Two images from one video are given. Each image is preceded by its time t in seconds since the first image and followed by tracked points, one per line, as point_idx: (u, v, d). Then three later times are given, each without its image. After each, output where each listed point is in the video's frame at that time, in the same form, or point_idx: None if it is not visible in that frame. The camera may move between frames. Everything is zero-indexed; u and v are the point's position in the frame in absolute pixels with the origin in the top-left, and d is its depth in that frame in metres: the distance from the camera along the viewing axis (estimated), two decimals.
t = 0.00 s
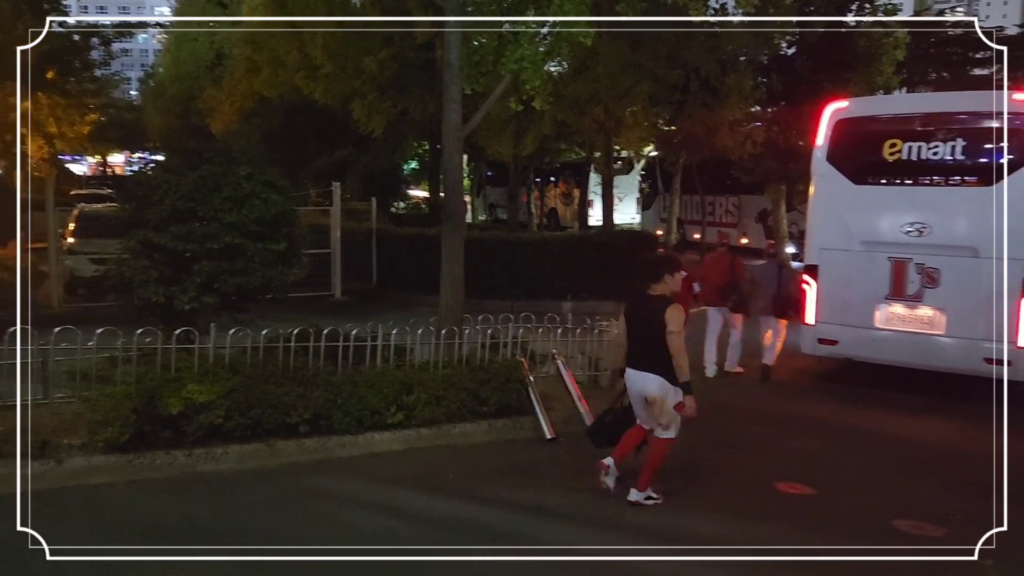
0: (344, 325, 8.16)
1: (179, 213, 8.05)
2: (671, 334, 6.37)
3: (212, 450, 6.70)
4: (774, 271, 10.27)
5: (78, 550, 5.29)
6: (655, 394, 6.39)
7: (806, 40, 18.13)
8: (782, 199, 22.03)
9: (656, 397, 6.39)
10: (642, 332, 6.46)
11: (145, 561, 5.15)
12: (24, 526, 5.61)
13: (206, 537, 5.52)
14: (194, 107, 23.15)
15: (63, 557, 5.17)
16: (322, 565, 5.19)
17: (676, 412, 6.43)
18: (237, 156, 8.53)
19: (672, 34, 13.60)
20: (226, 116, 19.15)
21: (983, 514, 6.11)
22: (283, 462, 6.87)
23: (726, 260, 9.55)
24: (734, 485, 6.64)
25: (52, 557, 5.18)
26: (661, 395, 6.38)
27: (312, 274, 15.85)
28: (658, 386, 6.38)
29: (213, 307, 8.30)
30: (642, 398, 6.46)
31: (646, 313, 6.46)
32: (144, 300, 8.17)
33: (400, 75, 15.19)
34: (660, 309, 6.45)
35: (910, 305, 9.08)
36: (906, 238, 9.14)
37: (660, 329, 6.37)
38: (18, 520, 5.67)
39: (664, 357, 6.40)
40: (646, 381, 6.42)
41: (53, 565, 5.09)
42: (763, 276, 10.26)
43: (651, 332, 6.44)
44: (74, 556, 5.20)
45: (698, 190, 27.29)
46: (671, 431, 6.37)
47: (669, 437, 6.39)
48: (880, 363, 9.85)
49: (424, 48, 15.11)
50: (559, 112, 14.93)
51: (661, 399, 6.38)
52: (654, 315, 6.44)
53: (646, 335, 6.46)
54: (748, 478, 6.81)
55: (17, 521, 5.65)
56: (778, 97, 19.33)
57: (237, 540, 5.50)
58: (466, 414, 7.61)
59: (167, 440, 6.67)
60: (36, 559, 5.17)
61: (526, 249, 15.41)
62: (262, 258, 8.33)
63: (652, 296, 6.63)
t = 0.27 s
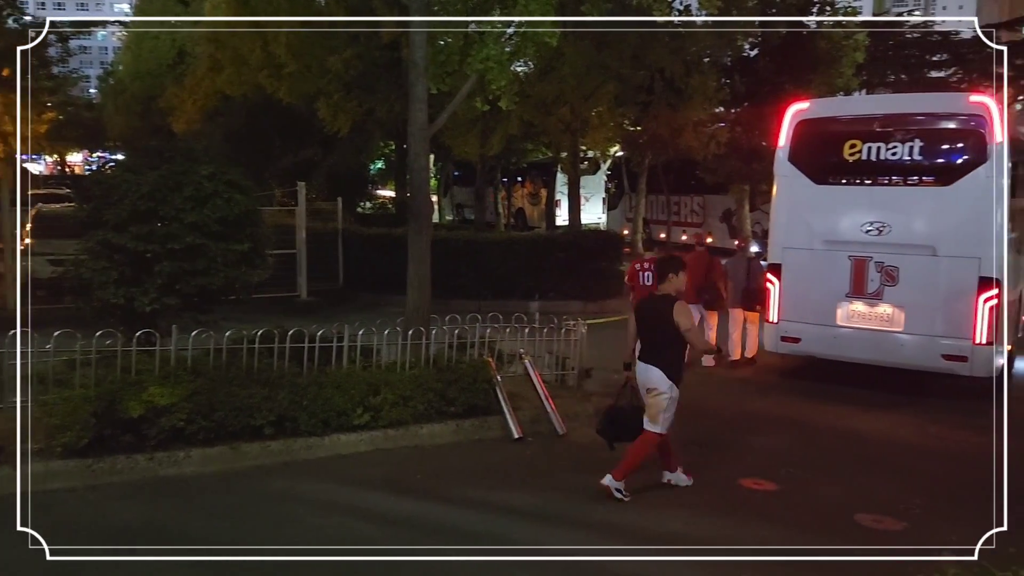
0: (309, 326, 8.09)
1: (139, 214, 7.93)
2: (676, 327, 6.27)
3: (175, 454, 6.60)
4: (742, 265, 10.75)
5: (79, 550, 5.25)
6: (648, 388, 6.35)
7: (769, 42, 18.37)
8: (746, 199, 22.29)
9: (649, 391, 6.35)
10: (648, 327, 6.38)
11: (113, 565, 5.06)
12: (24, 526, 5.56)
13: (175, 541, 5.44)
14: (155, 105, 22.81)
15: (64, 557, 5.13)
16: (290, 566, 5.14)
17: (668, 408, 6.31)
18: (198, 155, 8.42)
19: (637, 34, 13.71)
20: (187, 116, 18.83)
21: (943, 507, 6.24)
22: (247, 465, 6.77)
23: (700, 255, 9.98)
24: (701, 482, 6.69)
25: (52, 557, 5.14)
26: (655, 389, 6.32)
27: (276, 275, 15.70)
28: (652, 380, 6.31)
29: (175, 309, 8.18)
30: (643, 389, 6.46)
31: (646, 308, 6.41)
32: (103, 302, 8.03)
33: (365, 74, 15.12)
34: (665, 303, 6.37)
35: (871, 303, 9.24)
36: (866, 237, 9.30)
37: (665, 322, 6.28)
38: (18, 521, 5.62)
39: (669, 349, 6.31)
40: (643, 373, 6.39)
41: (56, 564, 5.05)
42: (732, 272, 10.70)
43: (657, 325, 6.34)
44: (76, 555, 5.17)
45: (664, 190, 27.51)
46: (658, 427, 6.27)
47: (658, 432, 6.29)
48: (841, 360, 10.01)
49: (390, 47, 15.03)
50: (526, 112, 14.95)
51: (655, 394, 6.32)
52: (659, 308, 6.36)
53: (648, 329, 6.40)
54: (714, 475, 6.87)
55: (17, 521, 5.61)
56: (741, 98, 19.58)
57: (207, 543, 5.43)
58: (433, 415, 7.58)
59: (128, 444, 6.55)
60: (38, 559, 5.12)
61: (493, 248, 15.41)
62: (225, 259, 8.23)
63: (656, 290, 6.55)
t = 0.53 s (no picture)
0: (281, 327, 8.03)
1: (107, 214, 7.82)
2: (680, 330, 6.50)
3: (145, 457, 6.51)
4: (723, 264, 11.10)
5: (78, 550, 5.27)
6: (667, 388, 6.52)
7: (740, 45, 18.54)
8: (718, 200, 22.49)
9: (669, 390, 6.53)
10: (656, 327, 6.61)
11: (84, 569, 5.00)
12: (24, 526, 5.58)
13: (151, 544, 5.39)
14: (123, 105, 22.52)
15: (64, 557, 5.14)
16: (265, 569, 5.10)
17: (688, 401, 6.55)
18: (168, 155, 8.33)
19: (610, 35, 13.77)
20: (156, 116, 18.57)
21: (912, 504, 6.34)
22: (219, 468, 6.71)
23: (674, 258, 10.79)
24: (674, 482, 6.73)
25: (53, 557, 5.15)
26: (674, 387, 6.51)
27: (248, 276, 15.57)
28: (668, 379, 6.50)
29: (145, 310, 8.10)
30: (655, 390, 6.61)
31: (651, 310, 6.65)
32: (71, 304, 7.92)
33: (338, 74, 15.06)
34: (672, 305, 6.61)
35: (840, 303, 9.37)
36: (835, 237, 9.42)
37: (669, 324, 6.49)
38: (18, 521, 5.64)
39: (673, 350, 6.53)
40: (658, 374, 6.56)
41: (53, 564, 5.06)
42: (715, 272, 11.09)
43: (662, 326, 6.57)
44: (77, 555, 5.18)
45: (637, 191, 27.66)
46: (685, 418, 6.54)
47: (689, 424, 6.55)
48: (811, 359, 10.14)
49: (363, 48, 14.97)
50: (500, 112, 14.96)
51: (675, 391, 6.52)
52: (665, 309, 6.61)
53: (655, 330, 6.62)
54: (687, 474, 6.92)
55: (17, 522, 5.63)
56: (713, 100, 19.76)
57: (184, 545, 5.40)
58: (407, 416, 7.55)
59: (97, 448, 6.46)
60: (36, 559, 5.13)
61: (468, 249, 15.39)
62: (195, 260, 8.15)
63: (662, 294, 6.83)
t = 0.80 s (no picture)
0: (252, 330, 7.95)
1: (73, 217, 7.71)
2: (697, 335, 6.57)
3: (113, 463, 6.42)
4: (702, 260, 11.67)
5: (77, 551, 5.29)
6: (686, 387, 6.62)
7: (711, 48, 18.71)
8: (689, 202, 22.66)
9: (687, 390, 6.63)
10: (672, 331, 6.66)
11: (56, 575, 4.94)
12: (24, 526, 5.61)
13: (123, 549, 5.33)
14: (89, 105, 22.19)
15: (64, 558, 5.15)
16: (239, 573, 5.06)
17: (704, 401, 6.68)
18: (137, 156, 8.24)
19: (581, 37, 13.83)
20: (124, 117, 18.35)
21: (880, 501, 6.44)
22: (190, 473, 6.63)
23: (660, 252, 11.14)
24: (646, 482, 6.77)
25: (53, 557, 5.17)
26: (693, 387, 6.62)
27: (219, 279, 15.41)
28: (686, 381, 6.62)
29: (113, 314, 8.00)
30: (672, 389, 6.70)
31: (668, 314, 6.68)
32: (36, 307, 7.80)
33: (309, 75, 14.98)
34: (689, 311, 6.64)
35: (810, 303, 9.49)
36: (805, 238, 9.54)
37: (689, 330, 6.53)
38: (18, 520, 5.66)
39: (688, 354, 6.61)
40: (676, 375, 6.65)
41: (49, 564, 5.07)
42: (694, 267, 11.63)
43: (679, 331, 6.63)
44: (76, 555, 5.20)
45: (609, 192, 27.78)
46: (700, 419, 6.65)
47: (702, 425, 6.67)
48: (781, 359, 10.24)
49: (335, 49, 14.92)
50: (473, 114, 14.97)
51: (694, 392, 6.63)
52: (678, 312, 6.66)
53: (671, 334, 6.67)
54: (659, 474, 6.97)
55: (17, 521, 5.65)
56: (684, 102, 19.92)
57: (157, 550, 5.35)
58: (380, 419, 7.52)
59: (64, 454, 6.36)
60: (35, 559, 5.15)
61: (441, 251, 15.36)
62: (165, 262, 8.06)
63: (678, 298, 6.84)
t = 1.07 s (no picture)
0: (225, 334, 7.88)
1: (41, 220, 7.64)
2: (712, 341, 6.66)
3: (82, 470, 6.32)
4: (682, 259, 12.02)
5: (77, 551, 5.34)
6: (697, 389, 6.68)
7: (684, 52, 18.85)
8: (664, 205, 22.81)
9: (696, 391, 6.69)
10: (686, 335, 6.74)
11: None
12: (24, 526, 5.67)
13: (96, 556, 5.26)
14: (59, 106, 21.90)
15: (64, 558, 5.20)
16: None
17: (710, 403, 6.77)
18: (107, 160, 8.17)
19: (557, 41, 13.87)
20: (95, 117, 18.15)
21: (851, 501, 6.51)
22: (161, 480, 6.55)
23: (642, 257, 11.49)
24: (621, 484, 6.80)
25: (52, 558, 5.21)
26: (703, 390, 6.69)
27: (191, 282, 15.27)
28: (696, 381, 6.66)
29: (83, 318, 7.93)
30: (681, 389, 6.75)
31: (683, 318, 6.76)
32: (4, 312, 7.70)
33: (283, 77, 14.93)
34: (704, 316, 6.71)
35: (782, 305, 9.59)
36: (777, 241, 9.63)
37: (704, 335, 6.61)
38: (17, 521, 5.72)
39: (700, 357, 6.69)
40: (687, 376, 6.70)
41: (50, 563, 5.12)
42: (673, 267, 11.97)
43: (693, 334, 6.71)
44: (76, 556, 5.25)
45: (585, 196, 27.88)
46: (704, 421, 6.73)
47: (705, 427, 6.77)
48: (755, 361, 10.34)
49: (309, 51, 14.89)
50: (449, 117, 14.98)
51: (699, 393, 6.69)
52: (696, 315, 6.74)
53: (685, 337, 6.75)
54: (635, 475, 7.01)
55: (17, 522, 5.71)
56: (659, 105, 20.04)
57: (132, 557, 5.30)
58: (356, 423, 7.48)
59: (31, 460, 6.26)
60: (37, 558, 5.20)
61: (417, 254, 15.32)
62: (136, 266, 7.99)
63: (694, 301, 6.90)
